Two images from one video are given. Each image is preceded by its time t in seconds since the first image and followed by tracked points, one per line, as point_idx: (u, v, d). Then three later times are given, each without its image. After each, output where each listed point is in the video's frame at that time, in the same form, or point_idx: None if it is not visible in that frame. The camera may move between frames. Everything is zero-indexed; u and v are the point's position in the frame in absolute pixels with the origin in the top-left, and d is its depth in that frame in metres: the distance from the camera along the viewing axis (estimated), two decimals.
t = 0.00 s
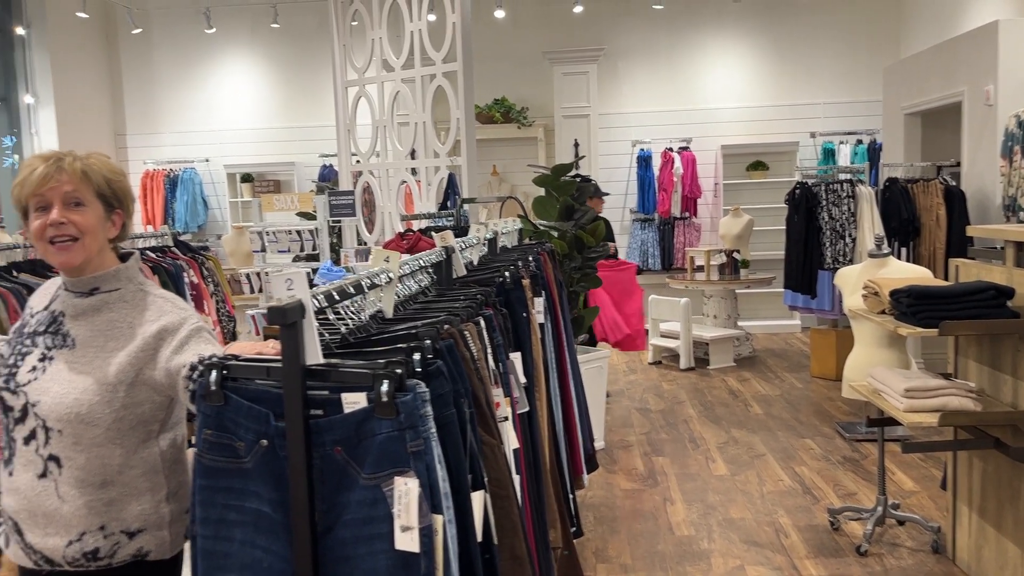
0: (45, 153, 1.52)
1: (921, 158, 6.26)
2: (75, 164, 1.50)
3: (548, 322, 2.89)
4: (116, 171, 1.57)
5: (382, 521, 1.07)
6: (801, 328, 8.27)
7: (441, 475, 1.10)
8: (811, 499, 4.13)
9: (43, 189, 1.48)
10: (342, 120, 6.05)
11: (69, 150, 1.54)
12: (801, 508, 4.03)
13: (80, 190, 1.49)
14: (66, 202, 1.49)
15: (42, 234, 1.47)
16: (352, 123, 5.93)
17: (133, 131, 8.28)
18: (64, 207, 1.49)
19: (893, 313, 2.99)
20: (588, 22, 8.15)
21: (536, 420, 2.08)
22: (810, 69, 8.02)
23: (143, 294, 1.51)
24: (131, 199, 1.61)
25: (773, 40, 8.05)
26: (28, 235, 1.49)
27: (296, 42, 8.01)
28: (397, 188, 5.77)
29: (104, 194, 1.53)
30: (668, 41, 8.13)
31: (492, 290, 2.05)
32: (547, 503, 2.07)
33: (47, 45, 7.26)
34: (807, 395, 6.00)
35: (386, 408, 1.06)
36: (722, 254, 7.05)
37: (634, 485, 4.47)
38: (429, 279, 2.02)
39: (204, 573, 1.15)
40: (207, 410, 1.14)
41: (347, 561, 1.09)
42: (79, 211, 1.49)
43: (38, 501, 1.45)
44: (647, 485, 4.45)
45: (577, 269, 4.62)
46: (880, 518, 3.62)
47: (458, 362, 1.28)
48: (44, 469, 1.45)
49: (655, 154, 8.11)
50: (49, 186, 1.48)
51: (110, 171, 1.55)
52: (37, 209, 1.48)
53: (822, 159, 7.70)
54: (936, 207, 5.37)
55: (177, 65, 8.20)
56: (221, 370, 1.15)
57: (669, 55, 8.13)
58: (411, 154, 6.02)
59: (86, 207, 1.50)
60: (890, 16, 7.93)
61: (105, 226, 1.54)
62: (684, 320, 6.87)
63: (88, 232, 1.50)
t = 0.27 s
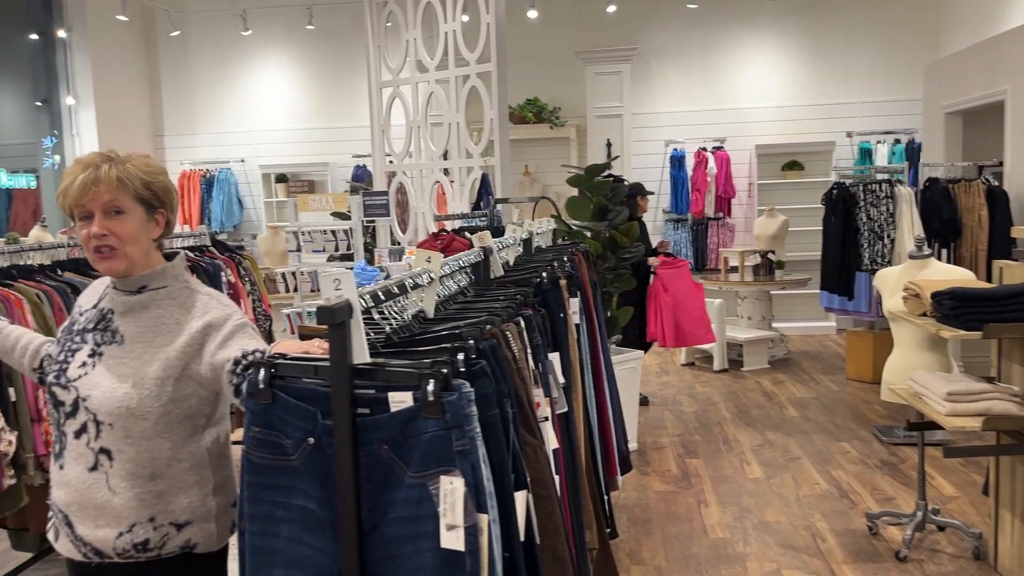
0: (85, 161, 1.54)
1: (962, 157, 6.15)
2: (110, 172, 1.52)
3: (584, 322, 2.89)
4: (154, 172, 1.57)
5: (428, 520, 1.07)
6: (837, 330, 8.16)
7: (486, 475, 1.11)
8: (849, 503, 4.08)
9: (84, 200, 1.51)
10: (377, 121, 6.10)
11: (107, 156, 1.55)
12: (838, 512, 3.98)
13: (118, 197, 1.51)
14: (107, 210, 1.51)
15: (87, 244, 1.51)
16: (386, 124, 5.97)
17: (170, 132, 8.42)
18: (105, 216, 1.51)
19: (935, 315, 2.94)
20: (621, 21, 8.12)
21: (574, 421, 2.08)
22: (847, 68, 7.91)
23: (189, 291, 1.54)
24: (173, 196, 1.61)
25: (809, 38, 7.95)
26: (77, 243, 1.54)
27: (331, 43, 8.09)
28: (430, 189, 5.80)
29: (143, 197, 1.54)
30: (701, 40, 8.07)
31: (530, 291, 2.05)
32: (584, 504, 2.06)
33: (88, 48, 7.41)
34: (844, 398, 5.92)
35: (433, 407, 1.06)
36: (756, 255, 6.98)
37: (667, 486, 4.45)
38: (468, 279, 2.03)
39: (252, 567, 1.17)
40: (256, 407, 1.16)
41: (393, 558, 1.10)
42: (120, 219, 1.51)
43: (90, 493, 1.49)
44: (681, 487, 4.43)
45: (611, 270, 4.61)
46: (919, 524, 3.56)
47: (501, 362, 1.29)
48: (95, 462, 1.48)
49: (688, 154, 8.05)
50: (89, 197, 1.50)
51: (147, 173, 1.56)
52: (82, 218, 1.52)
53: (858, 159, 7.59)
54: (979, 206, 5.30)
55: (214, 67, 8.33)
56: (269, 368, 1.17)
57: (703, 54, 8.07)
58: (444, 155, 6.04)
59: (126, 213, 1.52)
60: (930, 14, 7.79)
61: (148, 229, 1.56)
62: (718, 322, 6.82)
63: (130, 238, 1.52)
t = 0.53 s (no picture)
0: (112, 184, 1.49)
1: (1009, 155, 6.01)
2: (137, 203, 1.46)
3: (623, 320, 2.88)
4: (183, 188, 1.50)
5: (476, 515, 1.08)
6: (877, 330, 8.02)
7: (534, 471, 1.11)
8: (891, 506, 4.01)
9: (119, 230, 1.49)
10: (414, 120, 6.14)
11: (132, 179, 1.48)
12: (880, 515, 3.91)
13: (150, 227, 1.48)
14: (142, 237, 1.49)
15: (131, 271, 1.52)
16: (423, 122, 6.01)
17: (211, 132, 8.57)
18: (141, 243, 1.49)
19: (983, 316, 2.88)
20: (658, 18, 8.05)
21: (615, 419, 2.08)
22: (889, 64, 7.77)
23: (235, 288, 1.56)
24: (207, 203, 1.55)
25: (851, 34, 7.82)
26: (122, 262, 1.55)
27: (368, 43, 8.16)
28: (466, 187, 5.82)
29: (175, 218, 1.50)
30: (740, 37, 7.98)
31: (572, 288, 2.05)
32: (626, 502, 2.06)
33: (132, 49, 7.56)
34: (885, 400, 5.83)
35: (482, 404, 1.07)
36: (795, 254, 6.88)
37: (705, 487, 4.41)
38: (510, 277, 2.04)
39: (302, 560, 1.18)
40: (306, 402, 1.17)
41: (441, 553, 1.11)
42: (156, 245, 1.49)
43: (144, 485, 1.52)
44: (719, 487, 4.39)
45: (648, 269, 4.58)
46: (964, 528, 3.49)
47: (547, 360, 1.29)
48: (148, 454, 1.52)
49: (726, 152, 7.97)
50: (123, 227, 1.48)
51: (176, 194, 1.49)
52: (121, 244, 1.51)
53: (901, 157, 7.45)
54: None
55: (254, 67, 8.44)
56: (319, 364, 1.18)
57: (741, 51, 7.98)
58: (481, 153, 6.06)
59: (161, 239, 1.50)
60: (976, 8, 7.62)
61: (188, 243, 1.54)
62: (756, 321, 6.75)
63: (170, 261, 1.51)
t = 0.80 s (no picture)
0: (166, 172, 1.55)
1: None
2: (194, 187, 1.53)
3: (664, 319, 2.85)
4: (236, 177, 1.57)
5: (524, 512, 1.08)
6: (921, 330, 7.86)
7: (582, 469, 1.10)
8: (936, 510, 3.92)
9: (173, 215, 1.53)
10: (452, 118, 6.16)
11: (188, 166, 1.55)
12: (925, 518, 3.84)
13: (205, 211, 1.54)
14: (196, 223, 1.54)
15: (181, 258, 1.55)
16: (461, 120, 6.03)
17: (251, 129, 8.68)
18: (195, 229, 1.54)
19: None
20: (697, 14, 7.96)
21: (657, 418, 2.07)
22: (935, 59, 7.60)
23: (280, 282, 1.58)
24: (255, 194, 1.62)
25: (895, 28, 7.66)
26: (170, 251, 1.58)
27: (407, 41, 8.20)
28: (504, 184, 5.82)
29: (228, 205, 1.56)
30: (781, 32, 7.86)
31: (614, 286, 2.04)
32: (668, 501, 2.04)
33: (175, 48, 7.68)
34: (929, 401, 5.71)
35: (530, 401, 1.07)
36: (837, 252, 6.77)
37: (744, 487, 4.36)
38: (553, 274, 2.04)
39: (349, 553, 1.19)
40: (354, 398, 1.18)
41: (488, 550, 1.12)
42: (209, 231, 1.55)
43: (193, 477, 1.55)
44: (759, 488, 4.33)
45: (687, 266, 4.54)
46: (1013, 533, 3.41)
47: (593, 357, 1.29)
48: (197, 448, 1.54)
49: (766, 149, 7.87)
50: (177, 213, 1.53)
51: (230, 180, 1.56)
52: (173, 231, 1.55)
53: (947, 154, 7.29)
54: None
55: (294, 65, 8.54)
56: (368, 360, 1.19)
57: (782, 46, 7.86)
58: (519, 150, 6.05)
59: (215, 225, 1.55)
60: None
61: (236, 233, 1.59)
62: (796, 320, 6.65)
63: (222, 247, 1.56)
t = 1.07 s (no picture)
0: (221, 163, 1.58)
1: None
2: (249, 177, 1.55)
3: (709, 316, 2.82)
4: (289, 169, 1.60)
5: (576, 508, 1.07)
6: (970, 330, 7.67)
7: (634, 466, 1.09)
8: (986, 513, 3.83)
9: (227, 205, 1.56)
10: (492, 113, 6.15)
11: (243, 157, 1.57)
12: (975, 522, 3.74)
13: (258, 202, 1.56)
14: (249, 214, 1.57)
15: (233, 248, 1.58)
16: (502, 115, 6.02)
17: (294, 126, 8.79)
18: (248, 219, 1.57)
19: None
20: (741, 7, 7.84)
21: (703, 416, 2.04)
22: (987, 51, 7.39)
23: (326, 276, 1.59)
24: (306, 187, 1.65)
25: (946, 20, 7.47)
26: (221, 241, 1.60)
27: (447, 37, 8.22)
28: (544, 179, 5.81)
29: (280, 197, 1.59)
30: (827, 25, 7.71)
31: (661, 282, 2.02)
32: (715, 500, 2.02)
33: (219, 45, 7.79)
34: (978, 402, 5.57)
35: (582, 396, 1.06)
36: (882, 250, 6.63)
37: (787, 487, 4.30)
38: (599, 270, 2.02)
39: (399, 546, 1.19)
40: (404, 391, 1.19)
41: (538, 545, 1.11)
42: (262, 221, 1.57)
43: (243, 468, 1.57)
44: (802, 489, 4.26)
45: (730, 263, 4.49)
46: None
47: (644, 353, 1.27)
48: (246, 440, 1.56)
49: (810, 144, 7.73)
50: (232, 203, 1.55)
51: (284, 172, 1.59)
52: (226, 221, 1.58)
53: (999, 149, 7.09)
54: None
55: (335, 62, 8.61)
56: (418, 353, 1.19)
57: (828, 40, 7.71)
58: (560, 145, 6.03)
59: (267, 216, 1.58)
60: None
61: (287, 225, 1.62)
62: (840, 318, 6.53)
63: (273, 238, 1.58)
